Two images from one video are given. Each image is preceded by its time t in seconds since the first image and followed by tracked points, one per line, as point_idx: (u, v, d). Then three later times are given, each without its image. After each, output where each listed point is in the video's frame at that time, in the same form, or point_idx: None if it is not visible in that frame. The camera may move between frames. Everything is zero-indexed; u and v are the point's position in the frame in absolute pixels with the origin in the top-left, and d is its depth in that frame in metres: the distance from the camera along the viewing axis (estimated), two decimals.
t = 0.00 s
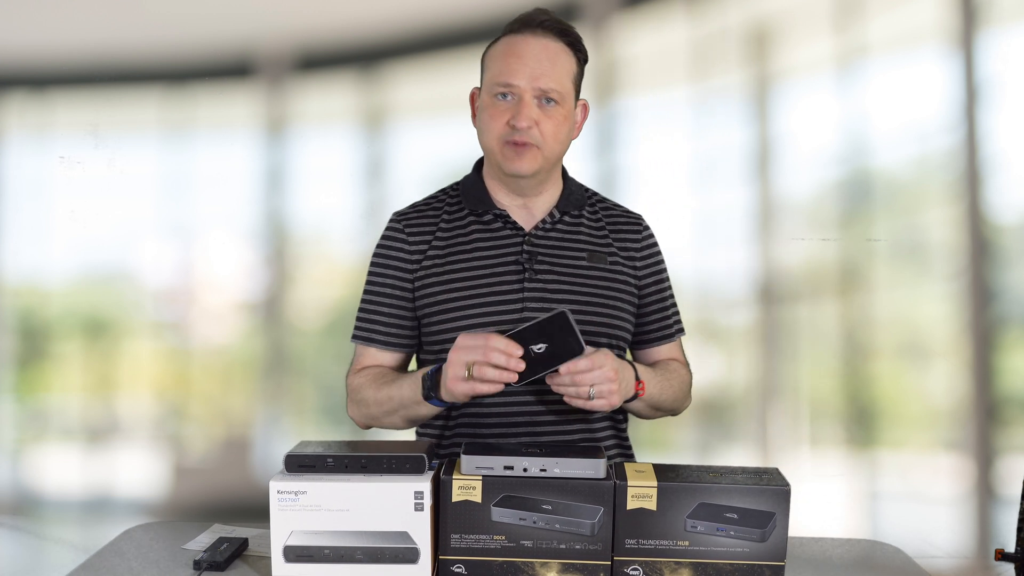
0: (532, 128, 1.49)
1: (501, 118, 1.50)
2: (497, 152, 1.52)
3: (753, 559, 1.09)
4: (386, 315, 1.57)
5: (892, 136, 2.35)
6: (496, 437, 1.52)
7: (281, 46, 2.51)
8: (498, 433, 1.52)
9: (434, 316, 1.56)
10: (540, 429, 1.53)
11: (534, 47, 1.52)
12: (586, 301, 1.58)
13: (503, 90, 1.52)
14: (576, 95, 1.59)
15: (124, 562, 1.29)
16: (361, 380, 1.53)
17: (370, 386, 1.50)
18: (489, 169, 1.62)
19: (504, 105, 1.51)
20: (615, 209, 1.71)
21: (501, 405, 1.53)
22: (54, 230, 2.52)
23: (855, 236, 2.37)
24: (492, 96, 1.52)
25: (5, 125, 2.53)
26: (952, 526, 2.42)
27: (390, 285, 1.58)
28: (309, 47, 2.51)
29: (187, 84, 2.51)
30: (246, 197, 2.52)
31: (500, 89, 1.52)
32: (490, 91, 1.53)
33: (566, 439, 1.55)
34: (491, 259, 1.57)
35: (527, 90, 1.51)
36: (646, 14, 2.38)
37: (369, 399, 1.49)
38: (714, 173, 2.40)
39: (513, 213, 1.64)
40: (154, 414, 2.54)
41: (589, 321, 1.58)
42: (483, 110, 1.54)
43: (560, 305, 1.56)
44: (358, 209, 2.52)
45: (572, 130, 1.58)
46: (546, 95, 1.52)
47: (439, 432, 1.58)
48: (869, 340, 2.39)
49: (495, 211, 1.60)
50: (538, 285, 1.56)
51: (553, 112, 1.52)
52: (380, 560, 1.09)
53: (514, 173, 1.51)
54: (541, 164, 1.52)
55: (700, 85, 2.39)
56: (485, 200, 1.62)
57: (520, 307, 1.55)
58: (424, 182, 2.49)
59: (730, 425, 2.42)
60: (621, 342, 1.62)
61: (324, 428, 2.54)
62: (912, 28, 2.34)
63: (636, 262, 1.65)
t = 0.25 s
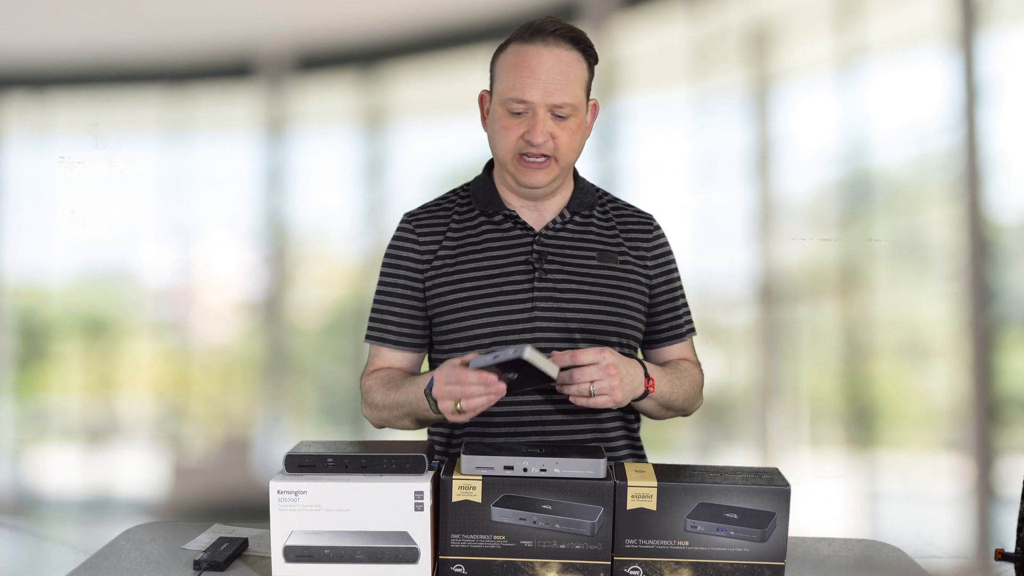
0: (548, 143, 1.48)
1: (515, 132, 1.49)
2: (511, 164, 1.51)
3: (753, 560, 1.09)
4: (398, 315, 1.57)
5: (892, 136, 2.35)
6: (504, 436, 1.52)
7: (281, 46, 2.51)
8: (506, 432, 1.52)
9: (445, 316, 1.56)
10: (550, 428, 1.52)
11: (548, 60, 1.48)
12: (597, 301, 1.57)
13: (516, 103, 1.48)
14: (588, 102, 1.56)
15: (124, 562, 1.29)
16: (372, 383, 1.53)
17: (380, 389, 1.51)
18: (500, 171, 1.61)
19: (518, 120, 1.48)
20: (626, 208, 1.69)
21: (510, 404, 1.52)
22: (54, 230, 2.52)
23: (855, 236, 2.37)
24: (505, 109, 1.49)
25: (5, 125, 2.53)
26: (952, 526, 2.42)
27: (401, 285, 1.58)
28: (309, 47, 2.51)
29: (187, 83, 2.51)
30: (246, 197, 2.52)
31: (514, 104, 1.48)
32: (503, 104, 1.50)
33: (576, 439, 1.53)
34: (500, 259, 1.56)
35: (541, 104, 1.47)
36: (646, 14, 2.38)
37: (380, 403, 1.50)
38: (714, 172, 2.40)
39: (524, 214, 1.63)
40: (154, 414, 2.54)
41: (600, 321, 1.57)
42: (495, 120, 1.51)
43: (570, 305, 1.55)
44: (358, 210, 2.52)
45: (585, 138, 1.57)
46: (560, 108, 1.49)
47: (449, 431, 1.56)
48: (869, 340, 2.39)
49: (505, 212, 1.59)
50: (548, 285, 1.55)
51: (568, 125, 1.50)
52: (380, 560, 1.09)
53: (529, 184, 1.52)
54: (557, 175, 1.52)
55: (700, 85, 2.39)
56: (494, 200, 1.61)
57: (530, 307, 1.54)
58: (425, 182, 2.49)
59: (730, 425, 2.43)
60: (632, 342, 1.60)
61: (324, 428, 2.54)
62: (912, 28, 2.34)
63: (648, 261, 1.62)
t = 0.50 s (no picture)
0: (560, 145, 1.47)
1: (527, 134, 1.49)
2: (522, 167, 1.51)
3: (753, 560, 1.09)
4: (407, 314, 1.59)
5: (892, 136, 2.35)
6: (510, 436, 1.52)
7: (281, 46, 2.51)
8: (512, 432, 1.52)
9: (453, 316, 1.57)
10: (555, 428, 1.52)
11: (559, 62, 1.48)
12: (604, 302, 1.56)
13: (527, 106, 1.48)
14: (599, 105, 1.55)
15: (123, 562, 1.29)
16: (378, 380, 1.55)
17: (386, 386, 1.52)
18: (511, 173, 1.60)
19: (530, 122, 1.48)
20: (636, 208, 1.68)
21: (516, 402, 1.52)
22: (54, 230, 2.52)
23: (855, 236, 2.37)
24: (516, 111, 1.49)
25: (5, 125, 2.53)
26: (952, 526, 2.42)
27: (410, 282, 1.59)
28: (309, 47, 2.51)
29: (187, 83, 2.51)
30: (246, 197, 2.52)
31: (525, 106, 1.48)
32: (515, 106, 1.50)
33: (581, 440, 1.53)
34: (508, 260, 1.56)
35: (553, 106, 1.47)
36: (646, 14, 2.38)
37: (386, 400, 1.51)
38: (714, 172, 2.41)
39: (532, 214, 1.62)
40: (154, 414, 2.54)
41: (608, 322, 1.56)
42: (507, 123, 1.51)
43: (577, 306, 1.55)
44: (358, 210, 2.52)
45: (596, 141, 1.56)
46: (572, 110, 1.48)
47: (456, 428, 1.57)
48: (869, 340, 2.39)
49: (514, 212, 1.59)
50: (555, 286, 1.55)
51: (579, 127, 1.49)
52: (380, 560, 1.09)
53: (539, 187, 1.51)
54: (567, 178, 1.51)
55: (700, 85, 2.39)
56: (503, 199, 1.61)
57: (536, 307, 1.54)
58: (425, 182, 2.49)
59: (730, 425, 2.43)
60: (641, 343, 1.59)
61: (324, 428, 2.54)
62: (912, 28, 2.34)
63: (657, 262, 1.61)
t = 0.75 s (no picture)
0: (566, 146, 1.47)
1: (532, 135, 1.48)
2: (528, 167, 1.51)
3: (753, 559, 1.09)
4: (411, 313, 1.59)
5: (892, 136, 2.35)
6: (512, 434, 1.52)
7: (281, 46, 2.51)
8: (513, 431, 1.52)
9: (457, 315, 1.57)
10: (557, 427, 1.52)
11: (563, 62, 1.47)
12: (607, 301, 1.56)
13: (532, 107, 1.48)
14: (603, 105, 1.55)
15: (123, 562, 1.29)
16: (380, 375, 1.56)
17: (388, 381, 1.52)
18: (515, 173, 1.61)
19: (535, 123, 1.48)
20: (641, 207, 1.67)
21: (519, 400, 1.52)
22: (54, 230, 2.52)
23: (855, 236, 2.37)
24: (521, 112, 1.49)
25: (5, 125, 2.53)
26: (951, 525, 2.42)
27: (413, 280, 1.59)
28: (309, 47, 2.51)
29: (187, 84, 2.51)
30: (246, 197, 2.52)
31: (530, 107, 1.48)
32: (519, 107, 1.50)
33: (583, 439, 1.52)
34: (512, 259, 1.56)
35: (558, 107, 1.47)
36: (646, 14, 2.38)
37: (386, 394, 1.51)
38: (714, 172, 2.41)
39: (537, 213, 1.63)
40: (154, 414, 2.54)
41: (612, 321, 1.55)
42: (512, 124, 1.51)
43: (580, 305, 1.55)
44: (358, 209, 2.52)
45: (601, 140, 1.56)
46: (577, 111, 1.48)
47: (459, 425, 1.57)
48: (869, 340, 2.39)
49: (519, 212, 1.60)
50: (559, 285, 1.55)
51: (584, 127, 1.49)
52: (379, 560, 1.09)
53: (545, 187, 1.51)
54: (573, 178, 1.52)
55: (700, 85, 2.40)
56: (507, 199, 1.61)
57: (539, 306, 1.54)
58: (425, 182, 2.49)
59: (730, 425, 2.43)
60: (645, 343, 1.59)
61: (324, 428, 2.54)
62: (912, 28, 2.34)
63: (662, 261, 1.61)
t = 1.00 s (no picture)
0: (566, 146, 1.47)
1: (533, 134, 1.48)
2: (529, 167, 1.50)
3: (753, 559, 1.09)
4: (411, 312, 1.59)
5: (892, 136, 2.35)
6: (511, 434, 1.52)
7: (281, 46, 2.51)
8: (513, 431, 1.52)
9: (457, 315, 1.57)
10: (556, 427, 1.52)
11: (564, 62, 1.48)
12: (607, 302, 1.56)
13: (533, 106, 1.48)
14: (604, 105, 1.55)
15: (123, 562, 1.29)
16: (380, 374, 1.56)
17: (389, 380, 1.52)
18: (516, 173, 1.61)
19: (536, 123, 1.48)
20: (642, 208, 1.67)
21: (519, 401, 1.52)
22: (54, 231, 2.52)
23: (855, 236, 2.37)
24: (522, 111, 1.49)
25: (4, 125, 2.53)
26: (951, 525, 2.42)
27: (414, 280, 1.59)
28: (309, 47, 2.51)
29: (187, 84, 2.51)
30: (246, 197, 2.52)
31: (531, 107, 1.48)
32: (520, 107, 1.50)
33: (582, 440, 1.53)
34: (513, 259, 1.56)
35: (559, 108, 1.47)
36: (646, 14, 2.38)
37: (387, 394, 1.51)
38: (714, 171, 2.41)
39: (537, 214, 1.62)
40: (154, 414, 2.54)
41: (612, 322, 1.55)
42: (513, 124, 1.51)
43: (581, 306, 1.55)
44: (358, 209, 2.51)
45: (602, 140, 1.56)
46: (578, 111, 1.48)
47: (459, 425, 1.57)
48: (869, 340, 2.39)
49: (520, 212, 1.60)
50: (560, 285, 1.55)
51: (585, 126, 1.49)
52: (379, 560, 1.09)
53: (545, 187, 1.51)
54: (573, 177, 1.51)
55: (700, 85, 2.40)
56: (508, 199, 1.61)
57: (539, 307, 1.54)
58: (425, 182, 2.49)
59: (730, 425, 2.43)
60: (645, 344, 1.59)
61: (324, 428, 2.54)
62: (912, 28, 2.34)
63: (662, 262, 1.61)
